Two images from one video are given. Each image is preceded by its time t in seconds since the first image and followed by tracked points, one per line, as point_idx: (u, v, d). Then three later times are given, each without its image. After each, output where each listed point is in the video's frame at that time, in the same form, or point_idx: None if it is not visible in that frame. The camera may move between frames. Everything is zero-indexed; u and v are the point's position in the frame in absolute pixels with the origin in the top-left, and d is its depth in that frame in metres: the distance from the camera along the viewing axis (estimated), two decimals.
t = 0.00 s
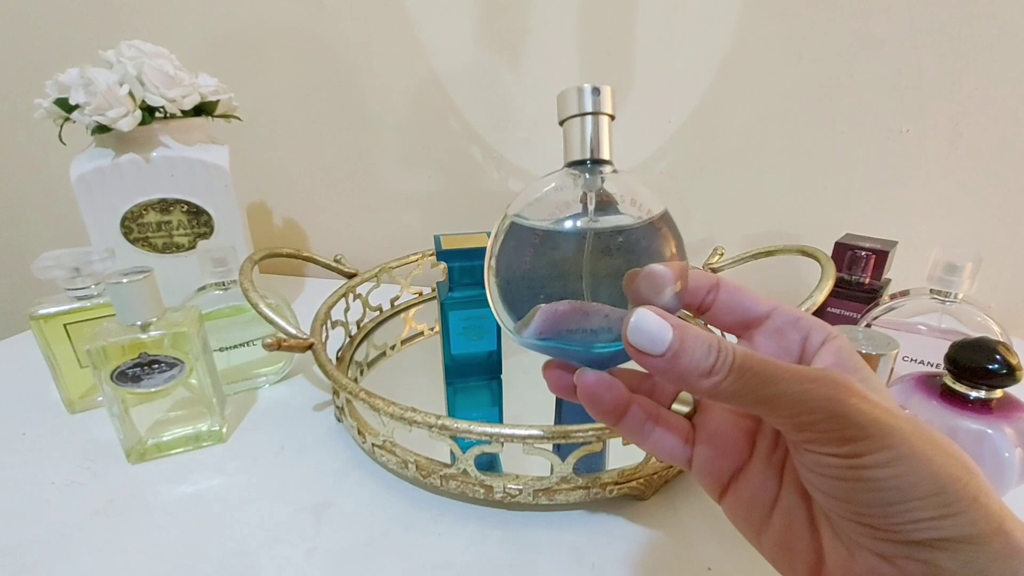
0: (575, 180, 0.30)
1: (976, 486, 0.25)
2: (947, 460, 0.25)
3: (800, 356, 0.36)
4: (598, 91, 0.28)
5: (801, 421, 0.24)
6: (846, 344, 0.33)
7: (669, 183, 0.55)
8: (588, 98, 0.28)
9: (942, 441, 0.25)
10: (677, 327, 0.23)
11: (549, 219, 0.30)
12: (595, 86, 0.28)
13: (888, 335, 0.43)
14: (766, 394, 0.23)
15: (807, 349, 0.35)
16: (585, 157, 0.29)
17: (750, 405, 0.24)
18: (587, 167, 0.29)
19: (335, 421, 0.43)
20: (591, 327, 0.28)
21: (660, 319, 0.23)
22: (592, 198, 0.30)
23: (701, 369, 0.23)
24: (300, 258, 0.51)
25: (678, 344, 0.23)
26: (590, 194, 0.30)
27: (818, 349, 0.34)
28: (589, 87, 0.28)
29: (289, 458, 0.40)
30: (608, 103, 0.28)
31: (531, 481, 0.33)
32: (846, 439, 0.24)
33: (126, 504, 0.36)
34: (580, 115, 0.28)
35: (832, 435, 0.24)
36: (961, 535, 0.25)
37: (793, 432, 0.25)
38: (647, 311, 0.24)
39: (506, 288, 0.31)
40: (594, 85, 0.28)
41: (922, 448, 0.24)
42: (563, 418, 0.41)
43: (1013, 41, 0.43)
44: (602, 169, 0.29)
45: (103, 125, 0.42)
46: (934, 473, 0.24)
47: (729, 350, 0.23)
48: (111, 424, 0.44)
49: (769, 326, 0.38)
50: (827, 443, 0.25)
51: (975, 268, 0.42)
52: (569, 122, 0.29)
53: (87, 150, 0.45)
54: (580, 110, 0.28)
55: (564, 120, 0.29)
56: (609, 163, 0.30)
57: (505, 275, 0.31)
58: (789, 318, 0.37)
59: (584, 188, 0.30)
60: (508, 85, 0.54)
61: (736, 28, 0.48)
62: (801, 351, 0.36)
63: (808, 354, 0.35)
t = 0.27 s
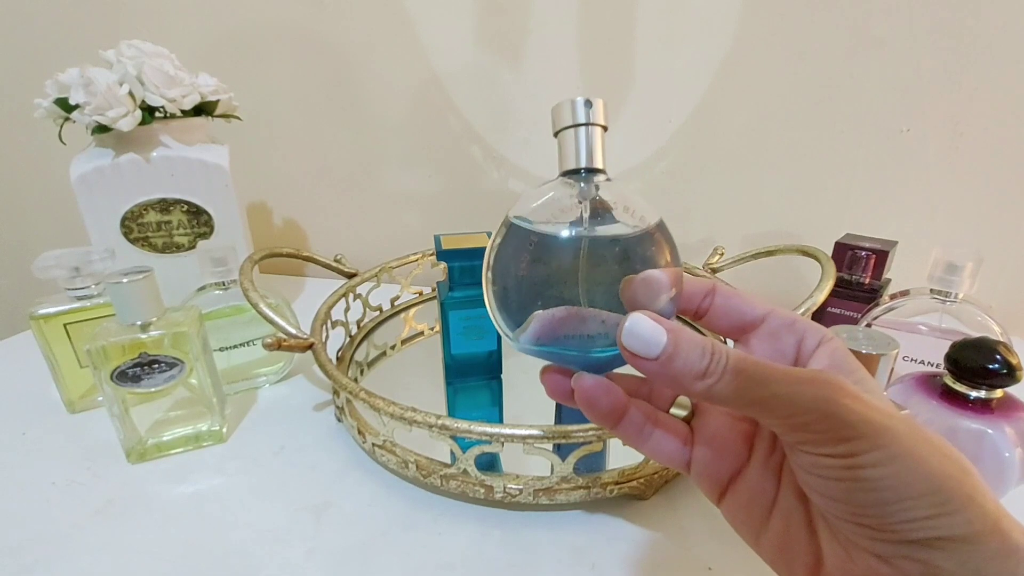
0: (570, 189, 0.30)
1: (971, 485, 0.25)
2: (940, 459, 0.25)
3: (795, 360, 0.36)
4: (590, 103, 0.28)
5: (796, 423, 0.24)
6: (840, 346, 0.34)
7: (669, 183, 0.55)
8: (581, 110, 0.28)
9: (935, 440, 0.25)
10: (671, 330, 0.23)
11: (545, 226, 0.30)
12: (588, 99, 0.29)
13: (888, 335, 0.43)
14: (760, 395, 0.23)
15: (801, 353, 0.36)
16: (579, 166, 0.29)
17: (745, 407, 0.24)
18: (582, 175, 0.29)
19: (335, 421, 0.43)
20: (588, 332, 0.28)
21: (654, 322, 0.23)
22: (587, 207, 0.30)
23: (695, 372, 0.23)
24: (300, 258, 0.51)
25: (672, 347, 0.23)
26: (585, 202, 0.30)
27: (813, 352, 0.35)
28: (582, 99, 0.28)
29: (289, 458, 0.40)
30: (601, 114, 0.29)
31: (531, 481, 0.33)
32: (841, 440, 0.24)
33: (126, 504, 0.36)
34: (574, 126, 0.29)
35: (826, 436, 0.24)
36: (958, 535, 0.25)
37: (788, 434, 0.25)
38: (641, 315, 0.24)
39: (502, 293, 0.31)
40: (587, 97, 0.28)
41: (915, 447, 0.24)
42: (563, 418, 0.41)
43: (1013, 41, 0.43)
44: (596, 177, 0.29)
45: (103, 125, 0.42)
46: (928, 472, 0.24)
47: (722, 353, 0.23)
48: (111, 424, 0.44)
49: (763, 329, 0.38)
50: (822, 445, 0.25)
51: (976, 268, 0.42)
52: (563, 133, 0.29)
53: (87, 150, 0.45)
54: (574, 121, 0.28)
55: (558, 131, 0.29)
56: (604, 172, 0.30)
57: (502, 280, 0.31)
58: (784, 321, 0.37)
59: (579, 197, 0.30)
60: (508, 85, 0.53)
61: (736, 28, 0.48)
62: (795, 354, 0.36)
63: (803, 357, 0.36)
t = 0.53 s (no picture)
0: (575, 181, 0.30)
1: (975, 484, 0.25)
2: (944, 458, 0.25)
3: (799, 358, 0.36)
4: (599, 93, 0.28)
5: (801, 423, 0.24)
6: (846, 344, 0.33)
7: (669, 183, 0.55)
8: (588, 100, 0.28)
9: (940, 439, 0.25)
10: (674, 330, 0.23)
11: (549, 219, 0.30)
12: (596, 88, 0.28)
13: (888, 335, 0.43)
14: (766, 394, 0.23)
15: (806, 350, 0.36)
16: (586, 158, 0.29)
17: (750, 407, 0.24)
18: (588, 168, 0.29)
19: (335, 421, 0.43)
20: (589, 330, 0.28)
21: (656, 323, 0.23)
22: (592, 199, 0.29)
23: (699, 372, 0.23)
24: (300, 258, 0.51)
25: (676, 348, 0.23)
26: (591, 194, 0.29)
27: (818, 350, 0.35)
28: (590, 88, 0.28)
29: (289, 458, 0.40)
30: (609, 104, 0.28)
31: (531, 481, 0.33)
32: (846, 440, 0.24)
33: (126, 504, 0.36)
34: (581, 116, 0.28)
35: (832, 435, 0.24)
36: (962, 534, 0.25)
37: (793, 434, 0.25)
38: (643, 316, 0.24)
39: (505, 288, 0.31)
40: (595, 87, 0.28)
41: (920, 446, 0.24)
42: (563, 418, 0.41)
43: (1014, 40, 0.43)
44: (602, 170, 0.29)
45: (103, 124, 0.42)
46: (933, 471, 0.24)
47: (727, 352, 0.23)
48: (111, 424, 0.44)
49: (767, 327, 0.38)
50: (827, 444, 0.25)
51: (976, 268, 0.42)
52: (570, 123, 0.29)
53: (87, 150, 0.45)
54: (581, 110, 0.28)
55: (565, 121, 0.29)
56: (610, 165, 0.30)
57: (504, 274, 0.31)
58: (788, 318, 0.37)
59: (585, 189, 0.29)
60: (508, 84, 0.53)
61: (737, 27, 0.48)
62: (800, 352, 0.36)
63: (808, 354, 0.35)
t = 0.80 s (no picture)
0: (581, 177, 0.30)
1: (978, 486, 0.25)
2: (947, 460, 0.25)
3: (801, 357, 0.36)
4: (607, 88, 0.28)
5: (804, 424, 0.24)
6: (847, 344, 0.34)
7: (669, 183, 0.55)
8: (597, 95, 0.28)
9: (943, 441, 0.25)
10: (674, 332, 0.23)
11: (554, 215, 0.30)
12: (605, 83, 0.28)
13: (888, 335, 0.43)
14: (769, 396, 0.23)
15: (808, 350, 0.36)
16: (592, 154, 0.29)
17: (753, 408, 0.24)
18: (594, 164, 0.29)
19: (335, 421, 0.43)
20: (590, 328, 0.28)
21: (657, 325, 0.23)
22: (597, 196, 0.29)
23: (700, 374, 0.23)
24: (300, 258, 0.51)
25: (677, 350, 0.23)
26: (596, 191, 0.29)
27: (820, 349, 0.35)
28: (599, 83, 0.28)
29: (289, 458, 0.40)
30: (617, 100, 0.28)
31: (531, 480, 0.33)
32: (850, 441, 0.24)
33: (126, 504, 0.36)
34: (589, 111, 0.28)
35: (835, 437, 0.24)
36: (964, 536, 0.25)
37: (795, 435, 0.25)
38: (644, 318, 0.24)
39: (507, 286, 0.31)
40: (604, 82, 0.28)
41: (923, 448, 0.24)
42: (563, 418, 0.41)
43: (1013, 40, 0.43)
44: (608, 167, 0.29)
45: (104, 124, 0.42)
46: (936, 473, 0.24)
47: (728, 354, 0.23)
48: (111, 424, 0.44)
49: (769, 326, 0.38)
50: (830, 445, 0.25)
51: (976, 268, 0.42)
52: (577, 118, 0.29)
53: (87, 150, 0.45)
54: (589, 105, 0.28)
55: (572, 116, 0.29)
56: (617, 162, 0.30)
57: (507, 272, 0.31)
58: (790, 317, 0.37)
59: (590, 185, 0.29)
60: (508, 85, 0.53)
61: (737, 27, 0.48)
62: (802, 351, 0.36)
63: (810, 354, 0.36)
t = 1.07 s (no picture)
0: (579, 179, 0.29)
1: (978, 487, 0.25)
2: (947, 462, 0.25)
3: (800, 357, 0.36)
4: (605, 91, 0.27)
5: (804, 425, 0.24)
6: (846, 344, 0.33)
7: (669, 183, 0.55)
8: (594, 98, 0.27)
9: (944, 443, 0.25)
10: (673, 334, 0.23)
11: (552, 217, 0.30)
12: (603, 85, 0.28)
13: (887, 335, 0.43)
14: (769, 397, 0.23)
15: (807, 350, 0.36)
16: (590, 157, 0.29)
17: (753, 410, 0.24)
18: (592, 167, 0.29)
19: (335, 421, 0.43)
20: (587, 330, 0.28)
21: (655, 327, 0.23)
22: (597, 198, 0.29)
23: (698, 377, 0.23)
24: (300, 258, 0.51)
25: (675, 352, 0.23)
26: (593, 194, 0.29)
27: (819, 349, 0.35)
28: (597, 85, 0.27)
29: (289, 458, 0.40)
30: (615, 103, 0.28)
31: (531, 481, 0.33)
32: (850, 443, 0.24)
33: (126, 504, 0.36)
34: (587, 114, 0.28)
35: (835, 439, 0.24)
36: (963, 537, 0.25)
37: (795, 437, 0.25)
38: (642, 320, 0.24)
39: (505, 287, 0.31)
40: (603, 84, 0.27)
41: (924, 450, 0.24)
42: (563, 418, 0.41)
43: (1013, 40, 0.43)
44: (607, 169, 0.29)
45: (103, 124, 0.42)
46: (936, 475, 0.24)
47: (727, 356, 0.23)
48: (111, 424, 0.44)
49: (768, 326, 0.38)
50: (830, 447, 0.25)
51: (976, 268, 0.42)
52: (575, 120, 0.28)
53: (87, 150, 0.45)
54: (587, 108, 0.28)
55: (570, 118, 0.28)
56: (615, 163, 0.29)
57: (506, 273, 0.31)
58: (789, 317, 0.37)
59: (588, 188, 0.29)
60: (508, 85, 0.53)
61: (737, 27, 0.48)
62: (800, 351, 0.36)
63: (809, 354, 0.35)
